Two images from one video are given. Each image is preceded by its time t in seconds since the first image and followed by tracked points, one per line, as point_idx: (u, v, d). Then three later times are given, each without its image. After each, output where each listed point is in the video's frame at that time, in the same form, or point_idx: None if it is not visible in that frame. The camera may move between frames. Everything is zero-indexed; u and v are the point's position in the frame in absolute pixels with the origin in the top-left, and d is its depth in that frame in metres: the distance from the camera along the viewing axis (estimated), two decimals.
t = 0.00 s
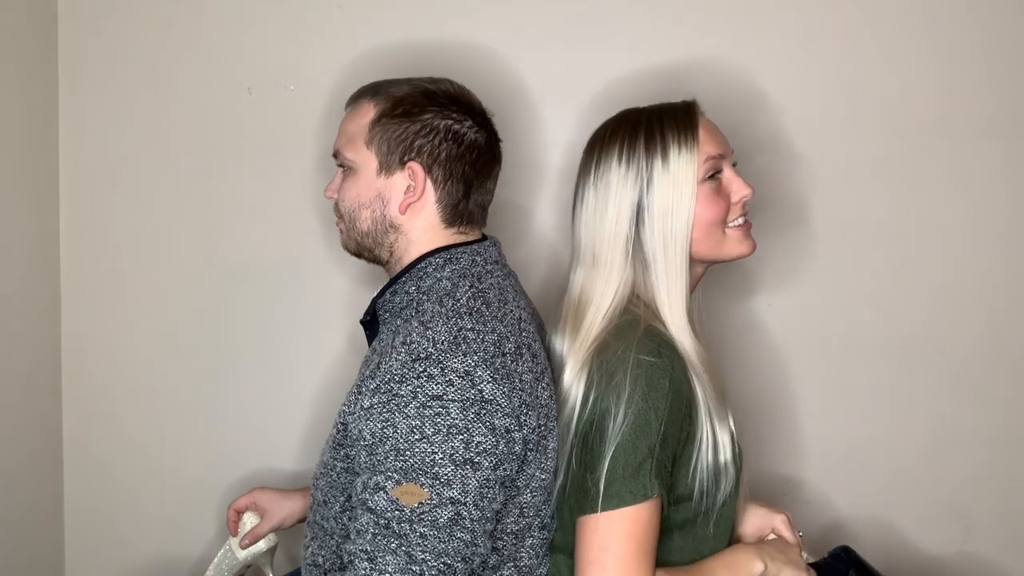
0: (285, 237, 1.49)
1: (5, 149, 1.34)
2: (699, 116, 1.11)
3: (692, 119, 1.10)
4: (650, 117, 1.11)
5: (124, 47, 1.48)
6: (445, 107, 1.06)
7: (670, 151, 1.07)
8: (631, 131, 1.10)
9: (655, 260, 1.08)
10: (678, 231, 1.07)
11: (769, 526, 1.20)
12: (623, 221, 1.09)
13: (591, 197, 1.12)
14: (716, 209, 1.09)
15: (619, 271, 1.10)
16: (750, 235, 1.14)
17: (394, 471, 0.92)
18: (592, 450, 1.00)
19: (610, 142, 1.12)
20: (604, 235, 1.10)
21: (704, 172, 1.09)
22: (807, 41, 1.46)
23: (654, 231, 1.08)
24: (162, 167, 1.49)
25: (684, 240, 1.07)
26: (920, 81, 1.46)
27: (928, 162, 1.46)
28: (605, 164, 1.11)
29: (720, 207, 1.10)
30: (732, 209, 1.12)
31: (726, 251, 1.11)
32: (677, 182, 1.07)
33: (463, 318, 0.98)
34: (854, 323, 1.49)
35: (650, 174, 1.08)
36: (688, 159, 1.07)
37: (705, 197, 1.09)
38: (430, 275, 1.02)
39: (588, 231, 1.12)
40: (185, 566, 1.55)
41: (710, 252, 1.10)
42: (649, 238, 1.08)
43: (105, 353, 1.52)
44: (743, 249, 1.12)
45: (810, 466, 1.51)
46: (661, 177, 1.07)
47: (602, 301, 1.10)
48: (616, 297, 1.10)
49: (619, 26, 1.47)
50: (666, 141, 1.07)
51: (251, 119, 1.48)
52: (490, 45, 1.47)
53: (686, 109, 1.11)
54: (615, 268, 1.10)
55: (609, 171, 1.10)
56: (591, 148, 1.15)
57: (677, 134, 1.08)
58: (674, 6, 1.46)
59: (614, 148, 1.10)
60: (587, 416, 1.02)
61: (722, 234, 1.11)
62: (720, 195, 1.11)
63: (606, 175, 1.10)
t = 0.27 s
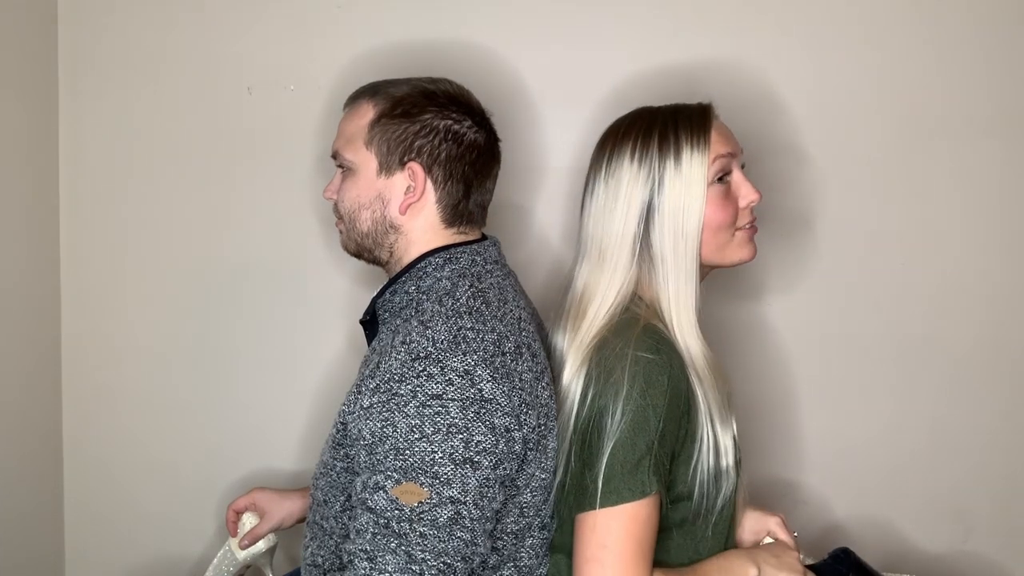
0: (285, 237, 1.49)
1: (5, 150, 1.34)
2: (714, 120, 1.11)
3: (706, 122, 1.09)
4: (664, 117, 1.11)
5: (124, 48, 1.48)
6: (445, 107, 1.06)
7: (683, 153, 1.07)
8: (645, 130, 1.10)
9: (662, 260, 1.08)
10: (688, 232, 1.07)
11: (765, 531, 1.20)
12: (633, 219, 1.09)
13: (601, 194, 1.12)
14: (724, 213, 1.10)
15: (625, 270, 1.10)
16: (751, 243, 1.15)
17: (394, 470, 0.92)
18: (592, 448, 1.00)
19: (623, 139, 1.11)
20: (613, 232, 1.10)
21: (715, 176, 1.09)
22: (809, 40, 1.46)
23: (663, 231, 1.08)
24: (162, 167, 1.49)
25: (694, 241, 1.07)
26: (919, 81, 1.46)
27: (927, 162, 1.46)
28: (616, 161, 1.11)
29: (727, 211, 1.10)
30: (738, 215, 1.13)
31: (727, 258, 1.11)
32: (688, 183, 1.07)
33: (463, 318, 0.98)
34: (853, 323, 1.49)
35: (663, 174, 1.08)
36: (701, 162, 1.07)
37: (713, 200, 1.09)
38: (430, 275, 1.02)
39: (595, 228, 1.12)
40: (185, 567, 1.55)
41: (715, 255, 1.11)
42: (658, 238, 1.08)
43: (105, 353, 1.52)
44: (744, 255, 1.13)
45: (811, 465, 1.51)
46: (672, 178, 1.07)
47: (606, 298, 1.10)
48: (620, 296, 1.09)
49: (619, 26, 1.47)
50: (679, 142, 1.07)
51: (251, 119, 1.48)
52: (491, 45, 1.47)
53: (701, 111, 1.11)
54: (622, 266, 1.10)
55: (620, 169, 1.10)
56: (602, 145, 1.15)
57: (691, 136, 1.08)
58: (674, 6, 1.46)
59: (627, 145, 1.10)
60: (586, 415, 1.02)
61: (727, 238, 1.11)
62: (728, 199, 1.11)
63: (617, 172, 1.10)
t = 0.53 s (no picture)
0: (285, 237, 1.49)
1: (5, 149, 1.34)
2: (718, 122, 1.11)
3: (710, 124, 1.09)
4: (667, 117, 1.10)
5: (124, 48, 1.48)
6: (444, 107, 1.06)
7: (686, 154, 1.07)
8: (648, 130, 1.10)
9: (663, 260, 1.08)
10: (690, 233, 1.07)
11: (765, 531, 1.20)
12: (634, 219, 1.09)
13: (602, 193, 1.12)
14: (725, 214, 1.10)
15: (624, 270, 1.10)
16: (750, 245, 1.15)
17: (394, 470, 0.92)
18: (592, 447, 1.00)
19: (626, 139, 1.11)
20: (614, 231, 1.10)
21: (717, 178, 1.09)
22: (809, 40, 1.46)
23: (665, 232, 1.08)
24: (162, 167, 1.49)
25: (696, 242, 1.07)
26: (920, 81, 1.46)
27: (928, 162, 1.46)
28: (619, 161, 1.11)
29: (728, 213, 1.10)
30: (739, 218, 1.13)
31: (727, 261, 1.11)
32: (691, 184, 1.07)
33: (463, 318, 0.98)
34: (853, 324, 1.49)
35: (665, 175, 1.08)
36: (704, 163, 1.07)
37: (715, 202, 1.09)
38: (430, 275, 1.02)
39: (597, 227, 1.12)
40: (185, 567, 1.55)
41: (714, 256, 1.11)
42: (659, 238, 1.08)
43: (105, 353, 1.52)
44: (744, 257, 1.14)
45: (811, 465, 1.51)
46: (675, 178, 1.07)
47: (606, 298, 1.09)
48: (620, 295, 1.09)
49: (620, 27, 1.47)
50: (682, 143, 1.07)
51: (251, 119, 1.48)
52: (491, 45, 1.47)
53: (705, 113, 1.11)
54: (623, 265, 1.10)
55: (622, 168, 1.10)
56: (605, 144, 1.15)
57: (694, 137, 1.08)
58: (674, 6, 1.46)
59: (629, 145, 1.10)
60: (587, 414, 1.02)
61: (727, 241, 1.11)
62: (729, 201, 1.11)
63: (620, 172, 1.10)
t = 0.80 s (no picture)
0: (285, 238, 1.49)
1: (5, 149, 1.34)
2: (715, 122, 1.11)
3: (708, 123, 1.10)
4: (666, 115, 1.10)
5: (124, 47, 1.48)
6: (445, 107, 1.06)
7: (684, 153, 1.07)
8: (646, 129, 1.10)
9: (661, 258, 1.08)
10: (688, 232, 1.07)
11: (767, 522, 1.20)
12: (632, 219, 1.09)
13: (601, 192, 1.12)
14: (723, 213, 1.10)
15: (623, 269, 1.10)
16: (747, 242, 1.16)
17: (393, 470, 0.92)
18: (598, 445, 1.00)
19: (622, 138, 1.12)
20: (613, 229, 1.10)
21: (714, 178, 1.09)
22: (809, 41, 1.46)
23: (663, 230, 1.08)
24: (163, 167, 1.49)
25: (694, 240, 1.07)
26: (920, 82, 1.46)
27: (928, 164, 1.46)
28: (617, 160, 1.11)
29: (726, 212, 1.10)
30: (736, 216, 1.13)
31: (725, 257, 1.11)
32: (689, 183, 1.07)
33: (463, 317, 0.98)
34: (853, 325, 1.49)
35: (663, 174, 1.08)
36: (702, 162, 1.07)
37: (713, 201, 1.09)
38: (430, 275, 1.02)
39: (596, 225, 1.12)
40: (185, 567, 1.55)
41: (712, 255, 1.11)
42: (657, 237, 1.08)
43: (106, 353, 1.52)
44: (741, 255, 1.14)
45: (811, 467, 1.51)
46: (673, 177, 1.07)
47: (604, 297, 1.09)
48: (618, 294, 1.09)
49: (620, 27, 1.47)
50: (681, 141, 1.07)
51: (251, 119, 1.48)
52: (491, 45, 1.47)
53: (702, 112, 1.11)
54: (622, 264, 1.10)
55: (621, 167, 1.10)
56: (603, 143, 1.15)
57: (692, 136, 1.08)
58: (673, 7, 1.46)
59: (627, 144, 1.10)
60: (589, 412, 1.02)
61: (724, 238, 1.11)
62: (727, 200, 1.11)
63: (618, 170, 1.10)
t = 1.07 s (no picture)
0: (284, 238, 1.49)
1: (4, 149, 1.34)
2: (711, 120, 1.11)
3: (704, 122, 1.09)
4: (662, 115, 1.10)
5: (123, 47, 1.48)
6: (444, 106, 1.06)
7: (681, 151, 1.07)
8: (643, 128, 1.10)
9: (658, 257, 1.08)
10: (686, 230, 1.07)
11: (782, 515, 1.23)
12: (629, 217, 1.09)
13: (598, 191, 1.12)
14: (720, 211, 1.10)
15: (620, 268, 1.09)
16: (743, 238, 1.15)
17: (394, 470, 0.92)
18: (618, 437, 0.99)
19: (619, 137, 1.11)
20: (610, 228, 1.10)
21: (710, 176, 1.09)
22: (809, 41, 1.46)
23: (661, 228, 1.08)
24: (162, 167, 1.49)
25: (692, 238, 1.07)
26: (920, 81, 1.46)
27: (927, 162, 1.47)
28: (613, 159, 1.11)
29: (723, 209, 1.10)
30: (731, 214, 1.12)
31: (721, 254, 1.11)
32: (686, 181, 1.07)
33: (464, 318, 0.98)
34: (853, 325, 1.49)
35: (660, 173, 1.08)
36: (698, 161, 1.07)
37: (710, 199, 1.09)
38: (431, 275, 1.02)
39: (593, 224, 1.12)
40: (185, 567, 1.55)
41: (710, 253, 1.11)
42: (654, 236, 1.08)
43: (105, 353, 1.52)
44: (739, 252, 1.14)
45: (813, 467, 1.51)
46: (670, 175, 1.07)
47: (601, 296, 1.09)
48: (615, 292, 1.09)
49: (620, 27, 1.46)
50: (677, 139, 1.07)
51: (251, 119, 1.48)
52: (491, 45, 1.47)
53: (698, 111, 1.11)
54: (620, 262, 1.10)
55: (618, 165, 1.10)
56: (600, 142, 1.15)
57: (688, 134, 1.08)
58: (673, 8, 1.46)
59: (623, 144, 1.10)
60: (596, 409, 1.02)
61: (720, 236, 1.11)
62: (724, 197, 1.11)
63: (615, 169, 1.10)
